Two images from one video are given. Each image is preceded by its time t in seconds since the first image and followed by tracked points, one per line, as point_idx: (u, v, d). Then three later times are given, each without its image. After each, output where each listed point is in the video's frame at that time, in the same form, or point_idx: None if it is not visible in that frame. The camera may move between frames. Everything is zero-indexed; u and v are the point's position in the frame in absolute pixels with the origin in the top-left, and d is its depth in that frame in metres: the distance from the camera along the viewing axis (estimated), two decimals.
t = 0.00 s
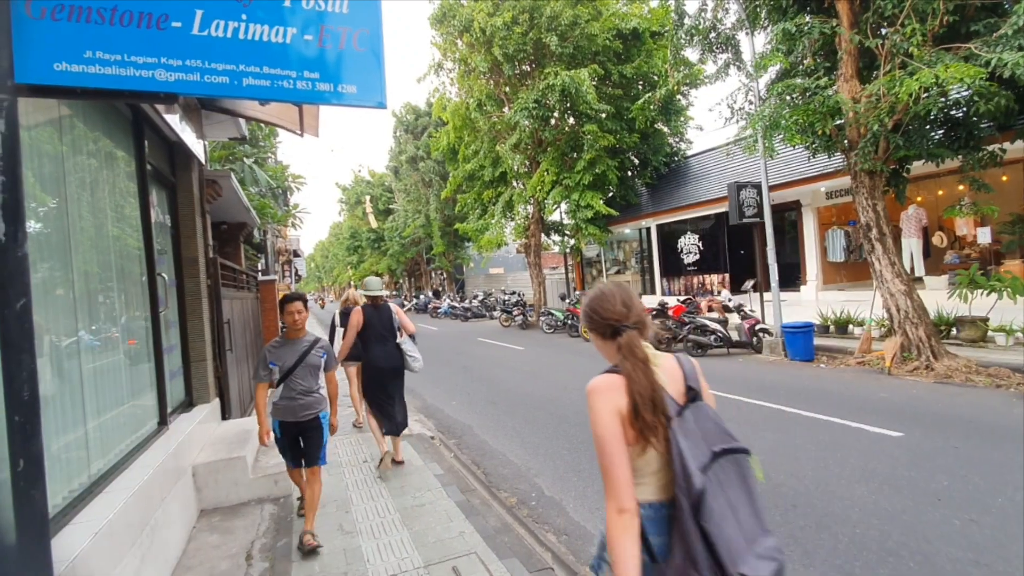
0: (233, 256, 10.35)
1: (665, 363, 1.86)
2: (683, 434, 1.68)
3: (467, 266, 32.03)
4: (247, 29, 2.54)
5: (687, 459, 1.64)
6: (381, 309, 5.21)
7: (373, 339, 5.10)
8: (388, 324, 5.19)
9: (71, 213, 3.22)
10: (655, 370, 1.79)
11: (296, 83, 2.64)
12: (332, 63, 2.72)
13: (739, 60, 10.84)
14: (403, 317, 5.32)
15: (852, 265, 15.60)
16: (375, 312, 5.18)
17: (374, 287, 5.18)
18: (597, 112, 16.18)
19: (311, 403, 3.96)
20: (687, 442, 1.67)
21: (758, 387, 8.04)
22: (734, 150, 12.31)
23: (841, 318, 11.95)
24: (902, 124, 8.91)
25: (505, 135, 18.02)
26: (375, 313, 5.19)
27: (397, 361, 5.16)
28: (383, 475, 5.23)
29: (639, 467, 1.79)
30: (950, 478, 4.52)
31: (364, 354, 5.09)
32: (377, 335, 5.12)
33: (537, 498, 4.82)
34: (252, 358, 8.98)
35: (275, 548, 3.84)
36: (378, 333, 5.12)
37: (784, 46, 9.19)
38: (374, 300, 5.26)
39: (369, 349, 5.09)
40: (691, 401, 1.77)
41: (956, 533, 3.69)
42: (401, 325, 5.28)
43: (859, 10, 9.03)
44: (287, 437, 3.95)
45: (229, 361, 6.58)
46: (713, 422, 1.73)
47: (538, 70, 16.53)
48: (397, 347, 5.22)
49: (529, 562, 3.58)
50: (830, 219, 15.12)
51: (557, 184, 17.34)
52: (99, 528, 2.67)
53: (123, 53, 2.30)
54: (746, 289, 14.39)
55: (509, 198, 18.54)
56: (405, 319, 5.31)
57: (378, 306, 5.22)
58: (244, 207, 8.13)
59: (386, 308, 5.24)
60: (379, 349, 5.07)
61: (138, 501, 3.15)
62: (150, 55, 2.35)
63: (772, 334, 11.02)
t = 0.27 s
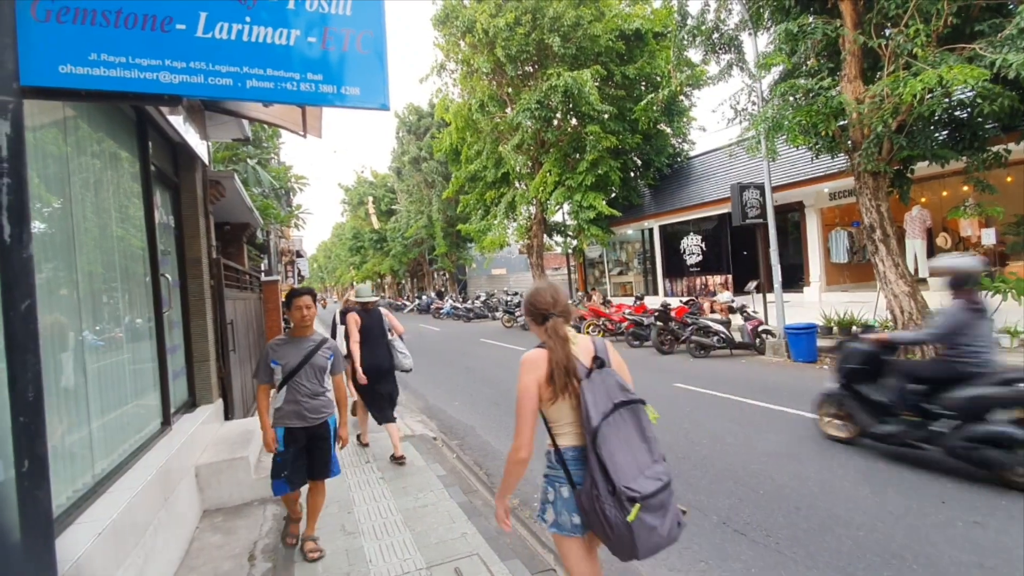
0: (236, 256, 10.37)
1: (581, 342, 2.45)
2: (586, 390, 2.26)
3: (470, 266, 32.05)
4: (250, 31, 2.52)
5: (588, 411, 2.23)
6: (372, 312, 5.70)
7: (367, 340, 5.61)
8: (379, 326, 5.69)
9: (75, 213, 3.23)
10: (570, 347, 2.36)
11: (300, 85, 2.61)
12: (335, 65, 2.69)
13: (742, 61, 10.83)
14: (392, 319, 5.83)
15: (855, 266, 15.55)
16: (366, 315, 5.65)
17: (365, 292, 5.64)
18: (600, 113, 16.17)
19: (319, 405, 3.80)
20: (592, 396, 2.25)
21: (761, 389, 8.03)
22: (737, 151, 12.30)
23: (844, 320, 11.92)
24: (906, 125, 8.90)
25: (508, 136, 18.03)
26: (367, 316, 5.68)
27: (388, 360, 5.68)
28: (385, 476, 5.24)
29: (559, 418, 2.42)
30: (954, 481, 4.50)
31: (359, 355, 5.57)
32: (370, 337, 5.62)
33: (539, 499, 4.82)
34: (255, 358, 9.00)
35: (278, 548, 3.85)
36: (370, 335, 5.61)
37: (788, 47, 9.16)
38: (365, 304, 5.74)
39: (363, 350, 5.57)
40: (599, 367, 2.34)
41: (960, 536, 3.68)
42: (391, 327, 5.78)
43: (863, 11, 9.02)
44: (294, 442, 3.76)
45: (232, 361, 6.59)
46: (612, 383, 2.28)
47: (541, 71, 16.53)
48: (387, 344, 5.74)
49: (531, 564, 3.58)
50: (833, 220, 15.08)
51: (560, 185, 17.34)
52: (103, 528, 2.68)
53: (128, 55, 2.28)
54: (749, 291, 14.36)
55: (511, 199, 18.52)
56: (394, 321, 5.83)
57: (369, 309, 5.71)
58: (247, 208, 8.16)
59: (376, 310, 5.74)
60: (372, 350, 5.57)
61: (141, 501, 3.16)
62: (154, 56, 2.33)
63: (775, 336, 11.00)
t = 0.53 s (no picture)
0: (240, 256, 10.40)
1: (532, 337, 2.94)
2: (535, 376, 2.73)
3: (473, 267, 32.04)
4: (255, 30, 2.49)
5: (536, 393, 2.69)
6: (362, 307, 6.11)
7: (357, 333, 6.01)
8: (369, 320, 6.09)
9: (80, 212, 3.25)
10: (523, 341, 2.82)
11: (304, 84, 2.59)
12: (339, 64, 2.67)
13: (747, 61, 10.81)
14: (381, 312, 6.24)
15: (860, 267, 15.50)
16: (357, 310, 6.05)
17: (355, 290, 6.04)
18: (604, 113, 16.15)
19: (333, 422, 3.37)
20: (536, 381, 2.73)
21: (765, 391, 8.01)
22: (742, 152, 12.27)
23: (848, 321, 11.90)
24: (911, 126, 8.87)
25: (511, 136, 18.04)
26: (357, 310, 6.08)
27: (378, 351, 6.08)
28: (387, 476, 5.24)
29: (509, 399, 2.85)
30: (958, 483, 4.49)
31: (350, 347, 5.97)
32: (360, 330, 6.02)
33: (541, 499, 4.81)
34: (258, 358, 9.02)
35: (280, 547, 3.86)
36: (361, 328, 6.01)
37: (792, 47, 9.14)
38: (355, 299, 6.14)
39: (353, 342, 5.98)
40: (543, 358, 2.82)
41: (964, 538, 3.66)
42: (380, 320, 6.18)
43: (868, 12, 8.99)
44: (308, 466, 3.32)
45: (235, 360, 6.61)
46: (554, 372, 2.77)
47: (544, 71, 16.52)
48: (377, 337, 6.15)
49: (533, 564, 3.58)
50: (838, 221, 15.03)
51: (563, 185, 17.33)
52: (106, 525, 2.69)
53: (133, 54, 2.27)
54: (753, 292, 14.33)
55: (515, 200, 18.52)
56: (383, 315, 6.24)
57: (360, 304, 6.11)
58: (251, 207, 8.18)
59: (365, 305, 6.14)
60: (362, 342, 5.98)
61: (145, 499, 3.17)
62: (160, 55, 2.32)
63: (779, 337, 10.97)
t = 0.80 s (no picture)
0: (247, 255, 10.46)
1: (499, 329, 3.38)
2: (498, 358, 3.16)
3: (478, 267, 32.08)
4: (263, 32, 2.45)
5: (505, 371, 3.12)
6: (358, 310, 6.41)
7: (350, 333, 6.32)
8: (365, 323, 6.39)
9: (89, 212, 3.27)
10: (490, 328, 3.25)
11: (311, 85, 2.56)
12: (346, 66, 2.64)
13: (753, 61, 10.79)
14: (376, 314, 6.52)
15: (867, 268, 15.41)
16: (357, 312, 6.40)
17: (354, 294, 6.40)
18: (609, 114, 16.15)
19: (355, 430, 3.08)
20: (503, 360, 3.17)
21: (770, 392, 7.99)
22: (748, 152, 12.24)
23: (855, 323, 11.86)
24: (919, 126, 8.83)
25: (516, 136, 18.06)
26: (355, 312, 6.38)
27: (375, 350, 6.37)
28: (392, 475, 5.27)
29: (481, 383, 3.29)
30: (966, 486, 4.46)
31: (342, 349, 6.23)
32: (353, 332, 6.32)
33: (546, 499, 4.82)
34: (264, 357, 9.05)
35: (286, 545, 3.87)
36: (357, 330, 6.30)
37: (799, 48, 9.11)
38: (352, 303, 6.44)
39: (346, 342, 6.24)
40: (508, 343, 3.26)
41: (971, 541, 3.64)
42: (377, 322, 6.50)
43: (875, 12, 8.96)
44: (328, 480, 3.03)
45: (242, 359, 6.64)
46: (517, 354, 3.20)
47: (550, 72, 16.53)
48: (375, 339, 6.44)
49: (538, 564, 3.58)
50: (845, 222, 14.96)
51: (568, 186, 17.32)
52: (114, 523, 2.71)
53: (143, 55, 2.23)
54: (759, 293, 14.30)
55: (520, 200, 18.53)
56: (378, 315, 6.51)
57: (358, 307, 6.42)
58: (258, 207, 8.22)
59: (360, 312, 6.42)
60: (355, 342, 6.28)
61: (152, 497, 3.20)
62: (169, 57, 2.28)
63: (785, 339, 10.93)
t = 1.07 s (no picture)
0: (255, 256, 10.52)
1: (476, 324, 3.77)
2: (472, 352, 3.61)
3: (484, 267, 32.10)
4: (272, 33, 2.45)
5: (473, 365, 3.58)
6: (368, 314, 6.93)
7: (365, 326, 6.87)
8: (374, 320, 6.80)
9: (100, 213, 3.30)
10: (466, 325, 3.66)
11: (320, 86, 2.56)
12: (354, 66, 2.64)
13: (761, 61, 10.73)
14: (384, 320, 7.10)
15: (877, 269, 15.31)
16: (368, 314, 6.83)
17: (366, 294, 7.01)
18: (616, 114, 16.12)
19: (386, 454, 2.75)
20: (476, 355, 3.61)
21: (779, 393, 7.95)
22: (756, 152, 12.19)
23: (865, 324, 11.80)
24: (929, 126, 8.76)
25: (523, 137, 18.07)
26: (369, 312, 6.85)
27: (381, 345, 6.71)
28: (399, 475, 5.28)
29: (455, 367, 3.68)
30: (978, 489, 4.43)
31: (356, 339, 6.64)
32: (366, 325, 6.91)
33: (553, 500, 4.82)
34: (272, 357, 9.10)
35: (294, 544, 3.89)
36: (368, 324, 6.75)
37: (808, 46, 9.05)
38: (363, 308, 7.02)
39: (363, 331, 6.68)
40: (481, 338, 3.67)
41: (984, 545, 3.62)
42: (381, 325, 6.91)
43: (885, 10, 8.90)
44: (357, 507, 2.73)
45: (250, 359, 6.69)
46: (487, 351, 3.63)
47: (557, 72, 16.52)
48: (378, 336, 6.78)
49: (545, 565, 3.58)
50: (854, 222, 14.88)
51: (575, 186, 17.32)
52: (125, 520, 2.74)
53: (154, 57, 2.24)
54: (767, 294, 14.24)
55: (527, 200, 18.52)
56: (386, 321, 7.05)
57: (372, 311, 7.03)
58: (266, 208, 8.27)
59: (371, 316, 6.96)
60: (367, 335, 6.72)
61: (163, 495, 3.22)
62: (179, 58, 2.29)
63: (794, 340, 10.88)
